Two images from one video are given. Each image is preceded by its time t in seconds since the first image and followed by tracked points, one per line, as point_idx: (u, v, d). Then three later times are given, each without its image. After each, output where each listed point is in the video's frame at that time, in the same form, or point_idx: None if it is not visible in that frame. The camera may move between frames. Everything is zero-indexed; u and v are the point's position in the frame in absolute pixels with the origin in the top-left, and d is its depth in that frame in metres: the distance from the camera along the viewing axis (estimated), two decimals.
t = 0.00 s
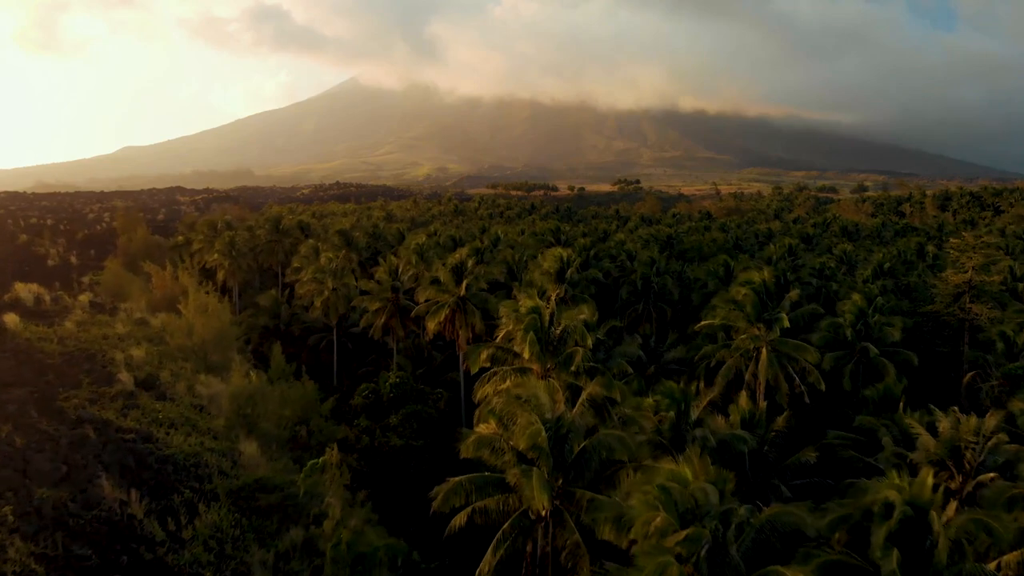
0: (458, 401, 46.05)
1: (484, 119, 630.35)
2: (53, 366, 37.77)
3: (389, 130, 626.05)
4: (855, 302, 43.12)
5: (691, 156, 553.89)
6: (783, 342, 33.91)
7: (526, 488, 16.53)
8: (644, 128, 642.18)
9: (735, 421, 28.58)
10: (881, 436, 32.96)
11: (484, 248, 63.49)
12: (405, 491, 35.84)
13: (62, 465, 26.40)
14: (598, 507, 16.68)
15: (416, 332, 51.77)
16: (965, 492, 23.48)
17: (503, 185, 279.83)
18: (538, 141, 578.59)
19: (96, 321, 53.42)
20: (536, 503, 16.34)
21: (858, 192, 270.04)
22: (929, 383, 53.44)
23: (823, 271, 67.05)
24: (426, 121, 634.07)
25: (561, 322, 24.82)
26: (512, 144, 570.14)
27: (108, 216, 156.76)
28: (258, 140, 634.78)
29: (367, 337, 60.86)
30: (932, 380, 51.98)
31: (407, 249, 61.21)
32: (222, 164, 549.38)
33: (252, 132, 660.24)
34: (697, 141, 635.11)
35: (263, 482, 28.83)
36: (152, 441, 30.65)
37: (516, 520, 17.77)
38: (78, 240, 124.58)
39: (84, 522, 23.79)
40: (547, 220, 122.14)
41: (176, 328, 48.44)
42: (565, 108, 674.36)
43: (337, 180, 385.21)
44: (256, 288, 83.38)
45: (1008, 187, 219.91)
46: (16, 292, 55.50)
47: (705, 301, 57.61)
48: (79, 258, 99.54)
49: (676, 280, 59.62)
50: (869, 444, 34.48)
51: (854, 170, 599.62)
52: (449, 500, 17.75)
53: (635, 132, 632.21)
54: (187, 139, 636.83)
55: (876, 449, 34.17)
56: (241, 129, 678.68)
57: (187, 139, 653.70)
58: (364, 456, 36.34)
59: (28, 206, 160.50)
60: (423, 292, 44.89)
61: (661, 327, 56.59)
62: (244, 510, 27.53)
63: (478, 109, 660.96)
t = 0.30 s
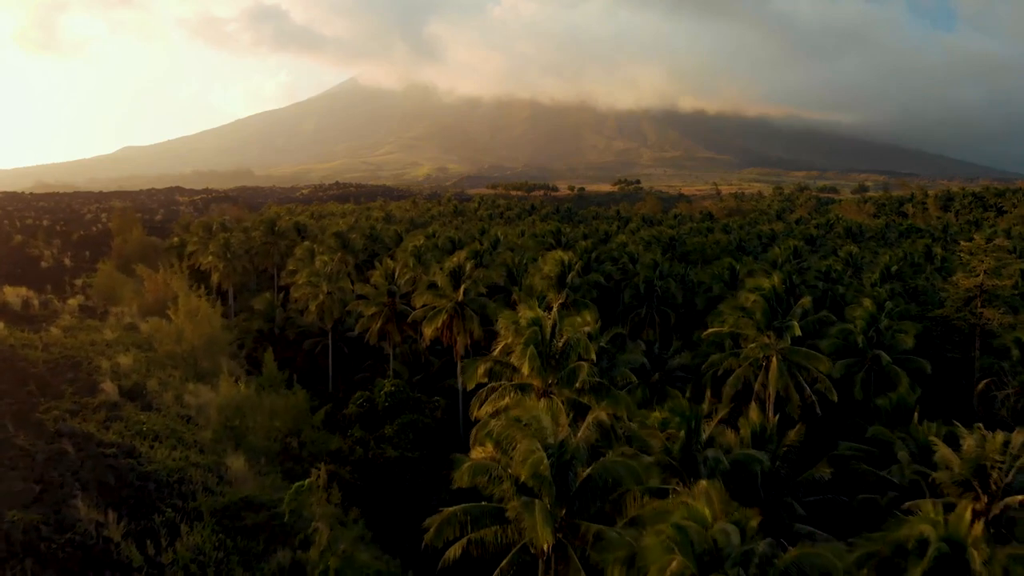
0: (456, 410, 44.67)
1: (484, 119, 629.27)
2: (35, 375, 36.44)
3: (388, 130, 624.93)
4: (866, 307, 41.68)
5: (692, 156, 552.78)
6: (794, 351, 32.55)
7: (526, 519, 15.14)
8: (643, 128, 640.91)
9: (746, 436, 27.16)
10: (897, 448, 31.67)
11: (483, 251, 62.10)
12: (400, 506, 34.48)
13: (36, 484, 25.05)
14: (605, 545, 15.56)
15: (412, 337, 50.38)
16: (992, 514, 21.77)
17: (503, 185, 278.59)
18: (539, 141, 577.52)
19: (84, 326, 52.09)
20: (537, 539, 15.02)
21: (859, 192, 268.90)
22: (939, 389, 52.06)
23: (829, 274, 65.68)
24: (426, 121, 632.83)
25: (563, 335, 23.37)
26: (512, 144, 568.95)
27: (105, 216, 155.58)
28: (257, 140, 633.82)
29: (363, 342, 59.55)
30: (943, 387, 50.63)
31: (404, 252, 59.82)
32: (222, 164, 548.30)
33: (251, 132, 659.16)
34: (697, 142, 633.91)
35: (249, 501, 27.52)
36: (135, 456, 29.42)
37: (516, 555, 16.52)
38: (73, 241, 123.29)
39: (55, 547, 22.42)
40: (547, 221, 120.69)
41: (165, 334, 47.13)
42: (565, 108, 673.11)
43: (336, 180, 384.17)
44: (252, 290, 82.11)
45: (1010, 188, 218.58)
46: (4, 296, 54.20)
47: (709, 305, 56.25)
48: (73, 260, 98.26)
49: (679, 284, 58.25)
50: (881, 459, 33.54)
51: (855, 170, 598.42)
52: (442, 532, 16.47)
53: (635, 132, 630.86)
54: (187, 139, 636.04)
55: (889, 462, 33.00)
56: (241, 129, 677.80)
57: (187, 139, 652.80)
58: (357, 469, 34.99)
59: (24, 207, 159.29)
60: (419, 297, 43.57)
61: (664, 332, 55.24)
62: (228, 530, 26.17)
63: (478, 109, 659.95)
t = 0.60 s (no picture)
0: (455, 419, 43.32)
1: (484, 119, 628.19)
2: (15, 385, 35.15)
3: (388, 130, 623.91)
4: (878, 313, 40.36)
5: (692, 156, 551.59)
6: (807, 361, 31.11)
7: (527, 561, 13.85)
8: (644, 128, 639.75)
9: (756, 452, 25.85)
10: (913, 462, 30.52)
11: (482, 254, 60.72)
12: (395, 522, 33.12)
13: (8, 506, 23.80)
14: None
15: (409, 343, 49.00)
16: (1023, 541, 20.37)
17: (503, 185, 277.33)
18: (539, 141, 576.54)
19: (73, 331, 50.85)
20: None
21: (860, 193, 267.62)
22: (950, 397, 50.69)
23: (836, 277, 64.37)
24: (426, 121, 631.59)
25: (566, 349, 22.19)
26: (512, 144, 567.93)
27: (102, 216, 154.35)
28: (257, 140, 632.89)
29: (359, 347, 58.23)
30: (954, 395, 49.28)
31: (401, 255, 58.49)
32: (222, 164, 547.36)
33: (251, 132, 658.17)
34: (697, 142, 632.74)
35: (235, 521, 26.20)
36: (115, 473, 28.20)
37: None
38: (68, 241, 122.05)
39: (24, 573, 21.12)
40: (547, 223, 119.22)
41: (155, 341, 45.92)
42: (565, 108, 671.98)
43: (336, 180, 383.31)
44: (247, 293, 80.82)
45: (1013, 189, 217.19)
46: None
47: (713, 309, 54.93)
48: (68, 262, 97.00)
49: (683, 287, 56.94)
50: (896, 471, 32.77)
51: (855, 170, 597.18)
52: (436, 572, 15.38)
53: (635, 132, 629.54)
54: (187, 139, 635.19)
55: (904, 476, 32.18)
56: (241, 129, 676.95)
57: (186, 139, 651.94)
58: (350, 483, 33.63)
59: (20, 207, 158.08)
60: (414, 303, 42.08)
61: (668, 337, 53.95)
62: (212, 553, 24.86)
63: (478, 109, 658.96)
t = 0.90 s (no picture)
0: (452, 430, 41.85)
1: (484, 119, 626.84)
2: None
3: (388, 130, 622.71)
4: (891, 321, 38.88)
5: (693, 156, 550.35)
6: (822, 373, 29.66)
7: None
8: (644, 128, 638.50)
9: (772, 470, 24.05)
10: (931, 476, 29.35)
11: (481, 257, 59.29)
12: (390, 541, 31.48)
13: None
14: None
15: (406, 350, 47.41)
16: None
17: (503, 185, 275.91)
18: (539, 141, 575.37)
19: (60, 338, 49.44)
20: None
21: (862, 193, 266.46)
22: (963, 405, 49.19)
23: (843, 281, 62.90)
24: (425, 121, 630.43)
25: (570, 369, 20.65)
26: (512, 145, 566.77)
27: (99, 217, 152.95)
28: (257, 141, 631.93)
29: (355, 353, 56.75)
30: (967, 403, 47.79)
31: (398, 258, 57.00)
32: (221, 164, 546.00)
33: (251, 132, 657.08)
34: (698, 142, 631.52)
35: (218, 546, 24.77)
36: (91, 493, 26.86)
37: None
38: (63, 243, 120.70)
39: None
40: (547, 224, 118.06)
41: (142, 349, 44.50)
42: (566, 108, 670.84)
43: (335, 181, 382.19)
44: (242, 297, 79.40)
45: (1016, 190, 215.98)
46: None
47: (720, 315, 53.43)
48: (61, 264, 95.63)
49: (687, 291, 55.46)
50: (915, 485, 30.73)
51: (855, 171, 595.87)
52: None
53: (635, 132, 628.24)
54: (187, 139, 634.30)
55: (921, 491, 30.36)
56: (241, 129, 676.04)
57: (186, 139, 650.91)
58: (342, 499, 32.07)
59: (18, 208, 156.67)
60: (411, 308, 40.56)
61: (672, 343, 52.47)
62: None
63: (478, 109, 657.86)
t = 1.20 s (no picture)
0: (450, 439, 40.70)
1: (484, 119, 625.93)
2: None
3: (388, 130, 621.77)
4: (904, 327, 37.51)
5: (693, 156, 549.43)
6: (834, 384, 28.47)
7: None
8: (644, 128, 637.60)
9: (786, 489, 23.08)
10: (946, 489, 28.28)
11: (480, 260, 58.09)
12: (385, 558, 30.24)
13: None
14: None
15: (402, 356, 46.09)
16: None
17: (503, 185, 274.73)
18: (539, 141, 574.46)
19: (48, 343, 48.28)
20: None
21: (864, 194, 265.36)
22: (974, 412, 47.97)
23: (849, 284, 61.72)
24: (426, 121, 629.40)
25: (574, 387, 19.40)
26: (512, 145, 565.85)
27: (97, 218, 151.85)
28: (257, 141, 631.22)
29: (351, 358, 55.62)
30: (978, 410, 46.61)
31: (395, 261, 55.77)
32: (221, 164, 545.19)
33: (250, 132, 656.14)
34: (698, 142, 630.54)
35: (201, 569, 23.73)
36: (70, 511, 25.76)
37: None
38: (60, 244, 119.63)
39: None
40: (548, 226, 117.07)
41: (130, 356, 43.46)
42: (566, 108, 669.85)
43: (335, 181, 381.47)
44: (238, 299, 78.29)
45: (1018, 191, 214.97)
46: None
47: (725, 319, 52.22)
48: (56, 266, 94.51)
49: (691, 295, 54.29)
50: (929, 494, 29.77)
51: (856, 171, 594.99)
52: None
53: (636, 132, 627.19)
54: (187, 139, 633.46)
55: (936, 506, 29.23)
56: (241, 130, 675.31)
57: (186, 139, 650.23)
58: (336, 513, 30.82)
59: (16, 208, 155.71)
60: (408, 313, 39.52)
61: (676, 349, 51.35)
62: None
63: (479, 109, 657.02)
